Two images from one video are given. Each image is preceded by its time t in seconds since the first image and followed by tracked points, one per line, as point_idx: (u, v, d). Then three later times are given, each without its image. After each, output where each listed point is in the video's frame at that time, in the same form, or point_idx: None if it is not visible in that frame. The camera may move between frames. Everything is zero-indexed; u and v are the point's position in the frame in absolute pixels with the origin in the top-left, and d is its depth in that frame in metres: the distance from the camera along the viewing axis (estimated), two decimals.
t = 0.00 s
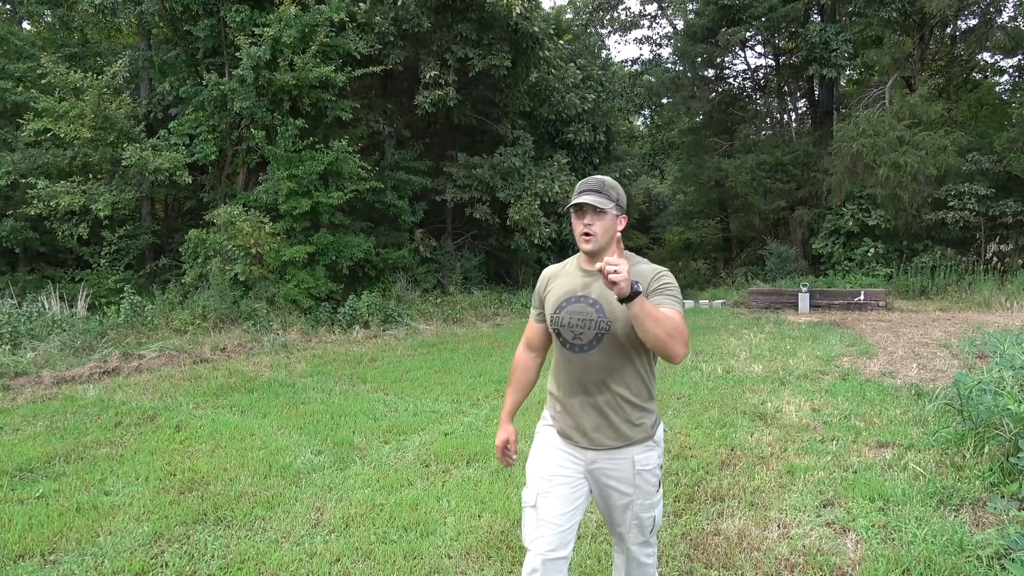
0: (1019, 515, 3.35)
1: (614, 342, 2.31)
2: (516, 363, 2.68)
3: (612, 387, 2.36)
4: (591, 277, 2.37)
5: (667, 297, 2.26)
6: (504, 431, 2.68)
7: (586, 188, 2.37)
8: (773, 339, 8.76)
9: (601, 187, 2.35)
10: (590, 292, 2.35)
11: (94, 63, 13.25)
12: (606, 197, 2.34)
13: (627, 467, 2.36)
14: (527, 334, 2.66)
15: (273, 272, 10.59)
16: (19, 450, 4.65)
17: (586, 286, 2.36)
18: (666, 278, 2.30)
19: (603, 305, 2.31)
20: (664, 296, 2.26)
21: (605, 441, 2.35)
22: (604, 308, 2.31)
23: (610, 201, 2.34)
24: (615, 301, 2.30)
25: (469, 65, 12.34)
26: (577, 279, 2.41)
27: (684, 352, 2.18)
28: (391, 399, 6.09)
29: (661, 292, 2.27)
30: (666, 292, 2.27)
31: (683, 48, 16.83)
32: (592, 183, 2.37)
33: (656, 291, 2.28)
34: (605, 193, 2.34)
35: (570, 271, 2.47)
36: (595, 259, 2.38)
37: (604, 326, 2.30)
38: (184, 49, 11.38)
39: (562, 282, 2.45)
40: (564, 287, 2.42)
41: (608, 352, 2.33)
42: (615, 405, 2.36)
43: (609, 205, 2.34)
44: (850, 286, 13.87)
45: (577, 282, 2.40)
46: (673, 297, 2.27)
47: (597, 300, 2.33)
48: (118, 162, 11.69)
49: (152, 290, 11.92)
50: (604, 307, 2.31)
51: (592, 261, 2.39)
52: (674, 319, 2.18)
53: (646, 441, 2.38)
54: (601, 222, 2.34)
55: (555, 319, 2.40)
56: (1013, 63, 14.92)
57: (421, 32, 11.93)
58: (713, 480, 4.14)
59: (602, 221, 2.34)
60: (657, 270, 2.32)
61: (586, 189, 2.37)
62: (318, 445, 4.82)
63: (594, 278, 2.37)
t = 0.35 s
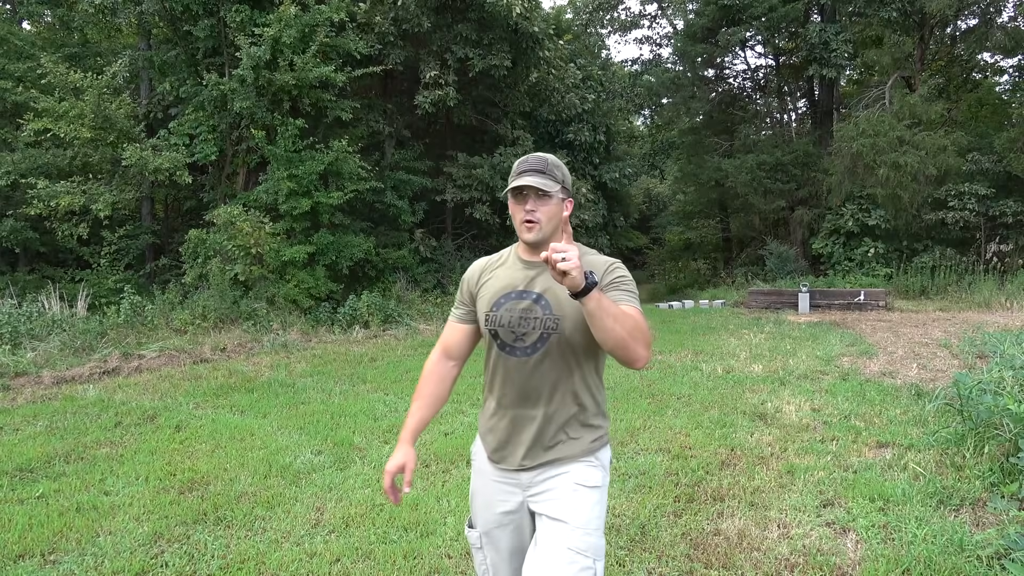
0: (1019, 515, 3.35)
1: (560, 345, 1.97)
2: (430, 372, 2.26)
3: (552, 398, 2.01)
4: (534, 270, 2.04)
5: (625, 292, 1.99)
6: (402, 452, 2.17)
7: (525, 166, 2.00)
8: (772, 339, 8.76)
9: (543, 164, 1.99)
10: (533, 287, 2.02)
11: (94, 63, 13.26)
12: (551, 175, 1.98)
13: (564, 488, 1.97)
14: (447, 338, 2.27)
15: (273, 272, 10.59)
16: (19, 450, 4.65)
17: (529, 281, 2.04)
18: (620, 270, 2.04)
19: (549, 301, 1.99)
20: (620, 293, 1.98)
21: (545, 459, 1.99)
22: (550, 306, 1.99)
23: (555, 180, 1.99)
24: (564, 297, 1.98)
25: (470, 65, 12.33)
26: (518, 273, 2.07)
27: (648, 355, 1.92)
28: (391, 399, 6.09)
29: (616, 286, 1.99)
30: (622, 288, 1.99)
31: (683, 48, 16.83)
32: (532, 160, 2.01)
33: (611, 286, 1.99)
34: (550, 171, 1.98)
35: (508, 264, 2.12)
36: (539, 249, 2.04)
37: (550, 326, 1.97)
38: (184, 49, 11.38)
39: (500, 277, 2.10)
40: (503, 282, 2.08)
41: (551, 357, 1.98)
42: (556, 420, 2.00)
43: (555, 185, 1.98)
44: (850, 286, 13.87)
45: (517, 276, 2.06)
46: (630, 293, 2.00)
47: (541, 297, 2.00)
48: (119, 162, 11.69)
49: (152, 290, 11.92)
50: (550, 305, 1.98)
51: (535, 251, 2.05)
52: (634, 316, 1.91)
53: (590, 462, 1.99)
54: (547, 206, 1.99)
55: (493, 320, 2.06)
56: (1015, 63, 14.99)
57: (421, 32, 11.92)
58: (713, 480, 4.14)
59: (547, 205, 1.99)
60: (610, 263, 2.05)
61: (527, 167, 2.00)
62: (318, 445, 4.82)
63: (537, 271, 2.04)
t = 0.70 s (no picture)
0: (1019, 514, 3.35)
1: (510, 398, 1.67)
2: (361, 410, 1.98)
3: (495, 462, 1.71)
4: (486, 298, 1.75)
5: (596, 337, 1.65)
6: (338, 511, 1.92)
7: (485, 166, 1.79)
8: (773, 339, 8.76)
9: (506, 166, 1.77)
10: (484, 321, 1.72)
11: (94, 63, 13.26)
12: (514, 180, 1.76)
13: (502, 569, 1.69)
14: (382, 371, 1.97)
15: (273, 272, 10.58)
16: (19, 450, 4.64)
17: (480, 312, 1.74)
18: (592, 306, 1.72)
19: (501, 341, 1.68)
20: (589, 336, 1.65)
21: (484, 535, 1.71)
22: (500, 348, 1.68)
23: (518, 185, 1.76)
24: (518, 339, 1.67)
25: (470, 65, 12.32)
26: (468, 301, 1.78)
27: (632, 421, 1.62)
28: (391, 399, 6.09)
29: (586, 328, 1.67)
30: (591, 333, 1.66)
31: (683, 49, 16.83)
32: (493, 161, 1.79)
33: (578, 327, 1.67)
34: (513, 173, 1.76)
35: (456, 287, 1.83)
36: (495, 272, 1.76)
37: (501, 372, 1.66)
38: (184, 49, 11.38)
39: (446, 304, 1.81)
40: (449, 311, 1.78)
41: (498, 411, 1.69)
42: (498, 486, 1.71)
43: (519, 192, 1.75)
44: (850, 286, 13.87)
45: (466, 305, 1.77)
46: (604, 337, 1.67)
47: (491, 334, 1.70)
48: (119, 163, 11.69)
49: (153, 290, 11.93)
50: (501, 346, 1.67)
51: (489, 275, 1.77)
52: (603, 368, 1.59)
53: (535, 540, 1.70)
54: (506, 216, 1.74)
55: (433, 356, 1.75)
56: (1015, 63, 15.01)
57: (421, 32, 11.92)
58: (713, 481, 4.14)
59: (507, 213, 1.74)
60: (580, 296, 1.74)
61: (488, 167, 1.78)
62: (318, 445, 4.82)
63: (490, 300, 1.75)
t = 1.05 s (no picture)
0: (1019, 515, 3.35)
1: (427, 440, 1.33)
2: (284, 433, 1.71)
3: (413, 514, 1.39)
4: (401, 305, 1.39)
5: (537, 383, 1.26)
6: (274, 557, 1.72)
7: (397, 128, 1.44)
8: (773, 339, 8.76)
9: (420, 123, 1.43)
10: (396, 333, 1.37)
11: (94, 62, 13.26)
12: (431, 141, 1.41)
13: None
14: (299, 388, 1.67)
15: (273, 272, 10.58)
16: (19, 450, 4.64)
17: (390, 322, 1.39)
18: (535, 323, 1.30)
19: (414, 362, 1.33)
20: (527, 375, 1.27)
21: None
22: (413, 370, 1.32)
23: (439, 148, 1.40)
24: (434, 364, 1.31)
25: (470, 65, 12.32)
26: (378, 307, 1.42)
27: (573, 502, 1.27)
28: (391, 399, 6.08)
29: (523, 362, 1.28)
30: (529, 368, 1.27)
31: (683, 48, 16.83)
32: (406, 120, 1.44)
33: (513, 359, 1.28)
34: (431, 133, 1.41)
35: (367, 284, 1.47)
36: (412, 266, 1.41)
37: (413, 406, 1.32)
38: (184, 48, 11.38)
39: (352, 307, 1.46)
40: (355, 320, 1.44)
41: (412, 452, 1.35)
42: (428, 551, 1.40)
43: (441, 157, 1.40)
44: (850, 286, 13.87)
45: (377, 313, 1.42)
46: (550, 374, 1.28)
47: (401, 354, 1.34)
48: (118, 163, 11.68)
49: (153, 290, 11.93)
50: (413, 370, 1.32)
51: (404, 269, 1.42)
52: (539, 458, 1.25)
53: None
54: (422, 189, 1.40)
55: (335, 377, 1.42)
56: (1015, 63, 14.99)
57: (421, 32, 11.91)
58: (714, 481, 4.14)
59: (423, 187, 1.40)
60: (518, 301, 1.32)
61: (399, 126, 1.42)
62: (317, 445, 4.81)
63: (404, 306, 1.38)
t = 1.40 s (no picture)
0: (1019, 514, 3.35)
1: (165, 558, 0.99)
2: None
3: None
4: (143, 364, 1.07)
5: (337, 465, 0.98)
6: None
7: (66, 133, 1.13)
8: (773, 339, 8.76)
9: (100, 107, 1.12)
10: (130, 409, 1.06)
11: (94, 62, 13.26)
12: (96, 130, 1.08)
13: None
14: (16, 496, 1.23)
15: (273, 272, 10.58)
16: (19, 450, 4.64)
17: (126, 387, 1.06)
18: (327, 375, 1.00)
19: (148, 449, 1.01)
20: (325, 461, 0.98)
21: None
22: (146, 461, 1.00)
23: (105, 133, 1.07)
24: (179, 451, 0.99)
25: (470, 65, 12.31)
26: (113, 373, 1.10)
27: None
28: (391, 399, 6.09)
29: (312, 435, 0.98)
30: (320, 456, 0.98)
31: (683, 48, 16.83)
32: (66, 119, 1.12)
33: (300, 431, 0.98)
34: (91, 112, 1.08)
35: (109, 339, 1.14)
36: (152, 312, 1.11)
37: (144, 515, 0.99)
38: (184, 48, 11.38)
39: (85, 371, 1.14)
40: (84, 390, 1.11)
41: None
42: None
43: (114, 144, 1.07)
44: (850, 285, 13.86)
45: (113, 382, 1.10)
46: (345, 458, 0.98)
47: (134, 439, 1.02)
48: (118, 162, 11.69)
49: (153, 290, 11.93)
50: (144, 462, 1.00)
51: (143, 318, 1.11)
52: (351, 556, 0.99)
53: None
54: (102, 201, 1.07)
55: (45, 480, 1.07)
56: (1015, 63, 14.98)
57: (421, 32, 11.91)
58: (714, 481, 4.14)
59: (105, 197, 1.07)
60: (302, 352, 1.02)
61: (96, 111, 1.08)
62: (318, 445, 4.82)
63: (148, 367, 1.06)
